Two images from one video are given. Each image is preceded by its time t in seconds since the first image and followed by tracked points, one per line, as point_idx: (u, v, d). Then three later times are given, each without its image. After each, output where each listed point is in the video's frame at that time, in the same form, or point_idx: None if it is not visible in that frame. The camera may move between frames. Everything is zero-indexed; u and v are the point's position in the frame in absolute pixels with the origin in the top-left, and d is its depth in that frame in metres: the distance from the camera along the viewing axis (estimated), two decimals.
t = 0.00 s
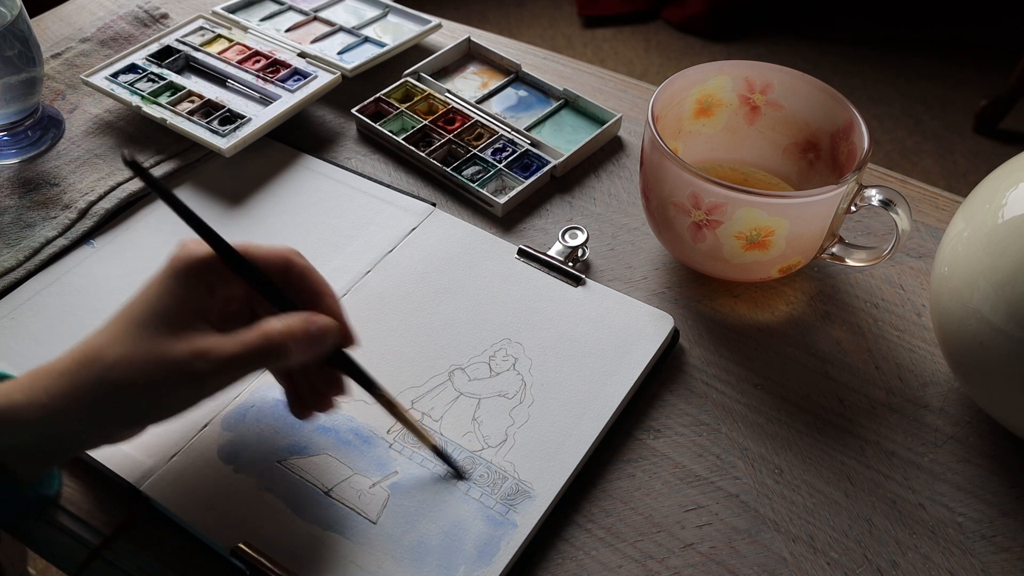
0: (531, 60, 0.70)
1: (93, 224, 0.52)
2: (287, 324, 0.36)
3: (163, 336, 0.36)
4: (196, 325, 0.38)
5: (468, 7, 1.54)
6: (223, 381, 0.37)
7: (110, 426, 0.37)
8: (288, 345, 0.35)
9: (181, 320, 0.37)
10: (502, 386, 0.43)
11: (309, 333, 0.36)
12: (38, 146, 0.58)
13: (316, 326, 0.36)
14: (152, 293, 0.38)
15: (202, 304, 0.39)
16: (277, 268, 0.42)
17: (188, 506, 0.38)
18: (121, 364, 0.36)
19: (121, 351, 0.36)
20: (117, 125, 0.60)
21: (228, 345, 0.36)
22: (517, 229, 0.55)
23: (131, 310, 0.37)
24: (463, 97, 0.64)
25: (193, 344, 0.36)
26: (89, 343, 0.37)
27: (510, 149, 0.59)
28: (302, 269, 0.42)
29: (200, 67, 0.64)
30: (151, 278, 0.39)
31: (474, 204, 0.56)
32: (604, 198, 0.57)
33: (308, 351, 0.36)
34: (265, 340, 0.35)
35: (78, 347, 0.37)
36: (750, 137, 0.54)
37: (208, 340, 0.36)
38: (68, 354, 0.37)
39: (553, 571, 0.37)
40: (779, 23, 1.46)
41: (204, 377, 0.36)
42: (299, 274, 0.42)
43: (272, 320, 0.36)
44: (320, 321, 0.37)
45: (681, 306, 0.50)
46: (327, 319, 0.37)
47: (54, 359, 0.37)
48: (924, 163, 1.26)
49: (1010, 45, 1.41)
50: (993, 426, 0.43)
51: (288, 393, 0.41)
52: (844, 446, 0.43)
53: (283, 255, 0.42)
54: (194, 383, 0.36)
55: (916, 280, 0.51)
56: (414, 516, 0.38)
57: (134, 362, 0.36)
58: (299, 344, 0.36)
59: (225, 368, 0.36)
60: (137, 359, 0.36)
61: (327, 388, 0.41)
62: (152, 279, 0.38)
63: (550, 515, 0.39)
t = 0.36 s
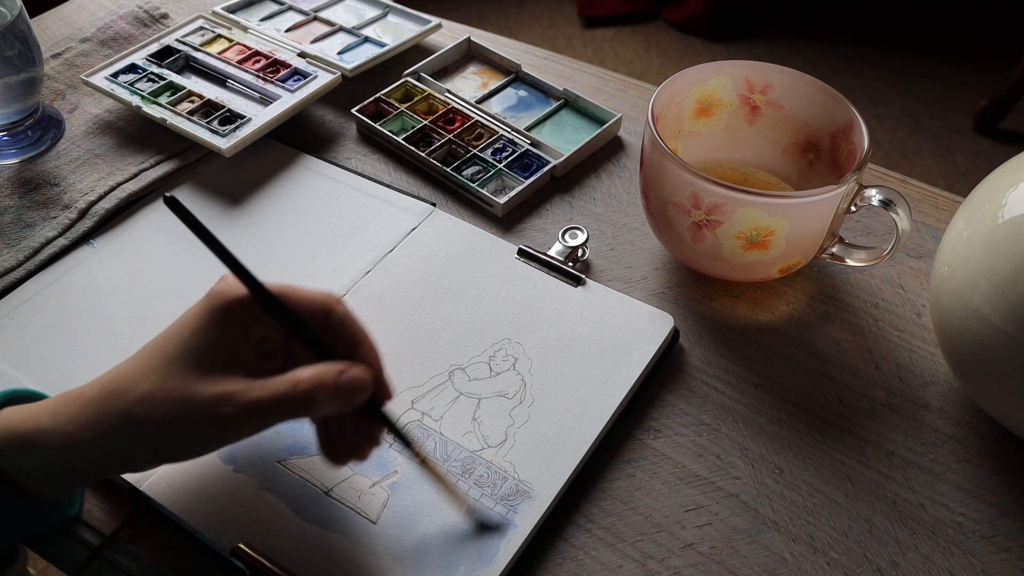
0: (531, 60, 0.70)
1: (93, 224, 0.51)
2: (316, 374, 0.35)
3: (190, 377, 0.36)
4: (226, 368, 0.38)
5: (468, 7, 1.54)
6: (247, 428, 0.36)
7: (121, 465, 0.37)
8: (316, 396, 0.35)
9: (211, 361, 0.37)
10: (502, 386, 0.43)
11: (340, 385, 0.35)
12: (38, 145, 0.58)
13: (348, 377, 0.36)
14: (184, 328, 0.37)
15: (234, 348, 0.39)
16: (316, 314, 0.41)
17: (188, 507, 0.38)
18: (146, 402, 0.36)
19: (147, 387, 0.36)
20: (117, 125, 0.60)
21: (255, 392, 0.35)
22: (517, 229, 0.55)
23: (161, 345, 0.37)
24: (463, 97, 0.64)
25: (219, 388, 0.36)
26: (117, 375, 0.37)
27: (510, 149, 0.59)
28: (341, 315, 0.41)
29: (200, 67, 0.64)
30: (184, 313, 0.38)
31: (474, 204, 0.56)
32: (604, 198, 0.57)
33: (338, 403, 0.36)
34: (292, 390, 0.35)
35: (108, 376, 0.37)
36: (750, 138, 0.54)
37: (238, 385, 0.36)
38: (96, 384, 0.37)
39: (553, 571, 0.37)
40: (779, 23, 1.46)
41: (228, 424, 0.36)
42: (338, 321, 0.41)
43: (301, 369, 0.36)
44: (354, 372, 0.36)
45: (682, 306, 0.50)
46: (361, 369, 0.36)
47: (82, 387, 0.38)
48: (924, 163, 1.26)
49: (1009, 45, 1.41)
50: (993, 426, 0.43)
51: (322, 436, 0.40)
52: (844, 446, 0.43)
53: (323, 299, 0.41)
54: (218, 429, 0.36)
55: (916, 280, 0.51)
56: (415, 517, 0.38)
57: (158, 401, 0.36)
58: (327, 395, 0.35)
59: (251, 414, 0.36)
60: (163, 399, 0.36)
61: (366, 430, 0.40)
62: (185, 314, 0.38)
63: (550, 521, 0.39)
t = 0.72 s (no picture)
0: (531, 60, 0.70)
1: (93, 224, 0.51)
2: (310, 389, 0.35)
3: (185, 388, 0.37)
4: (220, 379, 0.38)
5: (468, 7, 1.54)
6: (242, 440, 0.37)
7: (118, 472, 0.37)
8: (310, 411, 0.36)
9: (206, 372, 0.38)
10: (502, 386, 0.43)
11: (338, 400, 0.36)
12: (38, 145, 0.58)
13: (344, 394, 0.36)
14: (181, 340, 0.38)
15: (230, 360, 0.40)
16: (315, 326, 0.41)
17: (187, 507, 0.38)
18: (141, 410, 0.36)
19: (142, 396, 0.36)
20: (117, 125, 0.60)
21: (249, 405, 0.36)
22: (517, 229, 0.55)
23: (158, 356, 0.38)
24: (463, 97, 0.64)
25: (214, 400, 0.37)
26: (112, 383, 0.37)
27: (510, 149, 0.59)
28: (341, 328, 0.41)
29: (200, 67, 0.64)
30: (180, 324, 0.39)
31: (474, 204, 0.56)
32: (604, 198, 0.57)
33: (332, 416, 0.36)
34: (284, 405, 0.35)
35: (103, 384, 0.38)
36: (750, 138, 0.54)
37: (232, 397, 0.37)
38: (93, 391, 0.38)
39: (553, 571, 0.37)
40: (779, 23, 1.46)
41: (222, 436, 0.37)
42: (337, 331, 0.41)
43: (296, 382, 0.36)
44: (352, 386, 0.36)
45: (682, 306, 0.50)
46: (361, 384, 0.36)
47: (77, 393, 0.38)
48: (924, 163, 1.26)
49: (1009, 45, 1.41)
50: (994, 426, 0.43)
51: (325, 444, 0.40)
52: (844, 446, 0.43)
53: (322, 312, 0.41)
54: (212, 440, 0.37)
55: (916, 280, 0.51)
56: (415, 517, 0.38)
57: (152, 411, 0.36)
58: (323, 410, 0.36)
59: (244, 426, 0.36)
60: (158, 407, 0.36)
61: (375, 437, 0.40)
62: (183, 324, 0.39)
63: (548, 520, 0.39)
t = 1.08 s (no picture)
0: (531, 60, 0.70)
1: (93, 224, 0.51)
2: (280, 383, 0.36)
3: (157, 376, 0.38)
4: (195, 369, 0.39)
5: (468, 7, 1.53)
6: (209, 431, 0.38)
7: (104, 460, 0.38)
8: (278, 406, 0.37)
9: (180, 362, 0.39)
10: (502, 386, 0.43)
11: (305, 397, 0.37)
12: (38, 145, 0.58)
13: (313, 392, 0.37)
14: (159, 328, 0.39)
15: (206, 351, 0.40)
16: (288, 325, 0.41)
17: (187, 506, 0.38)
18: (115, 398, 0.37)
19: (115, 382, 0.37)
20: (117, 125, 0.60)
21: (217, 397, 0.37)
22: (517, 229, 0.55)
23: (134, 345, 0.39)
24: (463, 97, 0.64)
25: (184, 390, 0.38)
26: (89, 371, 0.38)
27: (510, 149, 0.59)
28: (313, 329, 0.41)
29: (200, 67, 0.64)
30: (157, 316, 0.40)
31: (474, 204, 0.56)
32: (604, 198, 0.57)
33: (303, 412, 0.37)
34: (254, 398, 0.36)
35: (79, 372, 0.39)
36: (750, 138, 0.54)
37: (200, 388, 0.38)
38: (70, 378, 0.39)
39: (553, 571, 0.37)
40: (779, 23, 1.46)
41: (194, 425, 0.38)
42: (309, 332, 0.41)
43: (266, 377, 0.37)
44: (320, 385, 0.37)
45: (681, 306, 0.50)
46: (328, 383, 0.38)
47: (54, 380, 0.39)
48: (925, 163, 1.26)
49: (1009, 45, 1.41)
50: (994, 426, 0.43)
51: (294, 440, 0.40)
52: (844, 446, 0.42)
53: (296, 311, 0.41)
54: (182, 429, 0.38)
55: (916, 280, 0.51)
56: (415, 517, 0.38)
57: (124, 398, 0.37)
58: (288, 404, 0.37)
59: (211, 418, 0.37)
60: (128, 396, 0.37)
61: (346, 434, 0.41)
62: (160, 316, 0.40)
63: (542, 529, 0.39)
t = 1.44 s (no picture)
0: (532, 60, 0.70)
1: (93, 224, 0.51)
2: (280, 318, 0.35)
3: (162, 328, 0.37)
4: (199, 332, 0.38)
5: (468, 7, 1.53)
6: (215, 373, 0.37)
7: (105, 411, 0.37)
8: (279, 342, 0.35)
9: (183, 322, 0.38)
10: (502, 386, 0.43)
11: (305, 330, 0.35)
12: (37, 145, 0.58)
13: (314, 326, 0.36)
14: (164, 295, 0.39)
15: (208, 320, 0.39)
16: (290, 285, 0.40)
17: (188, 508, 0.38)
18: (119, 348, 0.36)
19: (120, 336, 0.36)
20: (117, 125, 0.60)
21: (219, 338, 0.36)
22: (517, 229, 0.55)
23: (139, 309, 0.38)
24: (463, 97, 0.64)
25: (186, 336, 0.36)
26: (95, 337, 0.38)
27: (510, 149, 0.59)
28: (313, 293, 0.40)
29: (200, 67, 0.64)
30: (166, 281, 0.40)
31: (474, 204, 0.56)
32: (604, 198, 0.57)
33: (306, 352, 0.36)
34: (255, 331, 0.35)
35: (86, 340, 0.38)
36: (750, 138, 0.54)
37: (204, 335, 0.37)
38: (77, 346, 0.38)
39: (553, 571, 0.37)
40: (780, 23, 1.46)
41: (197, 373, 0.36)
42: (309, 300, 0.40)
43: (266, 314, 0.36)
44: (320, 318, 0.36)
45: (681, 306, 0.50)
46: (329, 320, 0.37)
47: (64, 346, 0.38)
48: (924, 162, 1.26)
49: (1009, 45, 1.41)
50: (993, 426, 0.43)
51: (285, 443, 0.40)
52: (844, 446, 0.43)
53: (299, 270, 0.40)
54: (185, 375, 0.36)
55: (916, 280, 0.51)
56: (415, 517, 0.38)
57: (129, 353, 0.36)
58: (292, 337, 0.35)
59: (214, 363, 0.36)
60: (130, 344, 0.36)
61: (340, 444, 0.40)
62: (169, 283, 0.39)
63: (545, 531, 0.38)
